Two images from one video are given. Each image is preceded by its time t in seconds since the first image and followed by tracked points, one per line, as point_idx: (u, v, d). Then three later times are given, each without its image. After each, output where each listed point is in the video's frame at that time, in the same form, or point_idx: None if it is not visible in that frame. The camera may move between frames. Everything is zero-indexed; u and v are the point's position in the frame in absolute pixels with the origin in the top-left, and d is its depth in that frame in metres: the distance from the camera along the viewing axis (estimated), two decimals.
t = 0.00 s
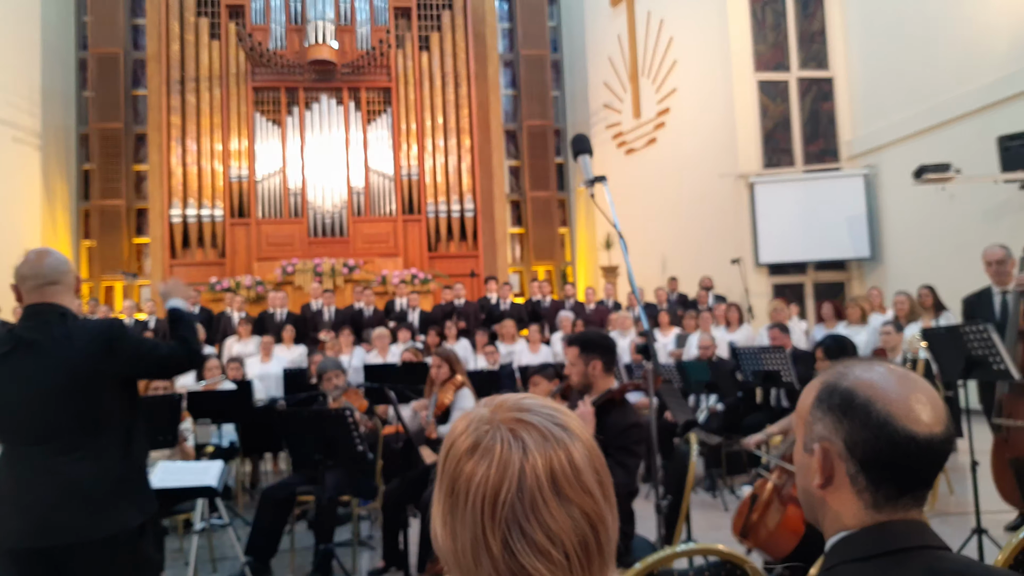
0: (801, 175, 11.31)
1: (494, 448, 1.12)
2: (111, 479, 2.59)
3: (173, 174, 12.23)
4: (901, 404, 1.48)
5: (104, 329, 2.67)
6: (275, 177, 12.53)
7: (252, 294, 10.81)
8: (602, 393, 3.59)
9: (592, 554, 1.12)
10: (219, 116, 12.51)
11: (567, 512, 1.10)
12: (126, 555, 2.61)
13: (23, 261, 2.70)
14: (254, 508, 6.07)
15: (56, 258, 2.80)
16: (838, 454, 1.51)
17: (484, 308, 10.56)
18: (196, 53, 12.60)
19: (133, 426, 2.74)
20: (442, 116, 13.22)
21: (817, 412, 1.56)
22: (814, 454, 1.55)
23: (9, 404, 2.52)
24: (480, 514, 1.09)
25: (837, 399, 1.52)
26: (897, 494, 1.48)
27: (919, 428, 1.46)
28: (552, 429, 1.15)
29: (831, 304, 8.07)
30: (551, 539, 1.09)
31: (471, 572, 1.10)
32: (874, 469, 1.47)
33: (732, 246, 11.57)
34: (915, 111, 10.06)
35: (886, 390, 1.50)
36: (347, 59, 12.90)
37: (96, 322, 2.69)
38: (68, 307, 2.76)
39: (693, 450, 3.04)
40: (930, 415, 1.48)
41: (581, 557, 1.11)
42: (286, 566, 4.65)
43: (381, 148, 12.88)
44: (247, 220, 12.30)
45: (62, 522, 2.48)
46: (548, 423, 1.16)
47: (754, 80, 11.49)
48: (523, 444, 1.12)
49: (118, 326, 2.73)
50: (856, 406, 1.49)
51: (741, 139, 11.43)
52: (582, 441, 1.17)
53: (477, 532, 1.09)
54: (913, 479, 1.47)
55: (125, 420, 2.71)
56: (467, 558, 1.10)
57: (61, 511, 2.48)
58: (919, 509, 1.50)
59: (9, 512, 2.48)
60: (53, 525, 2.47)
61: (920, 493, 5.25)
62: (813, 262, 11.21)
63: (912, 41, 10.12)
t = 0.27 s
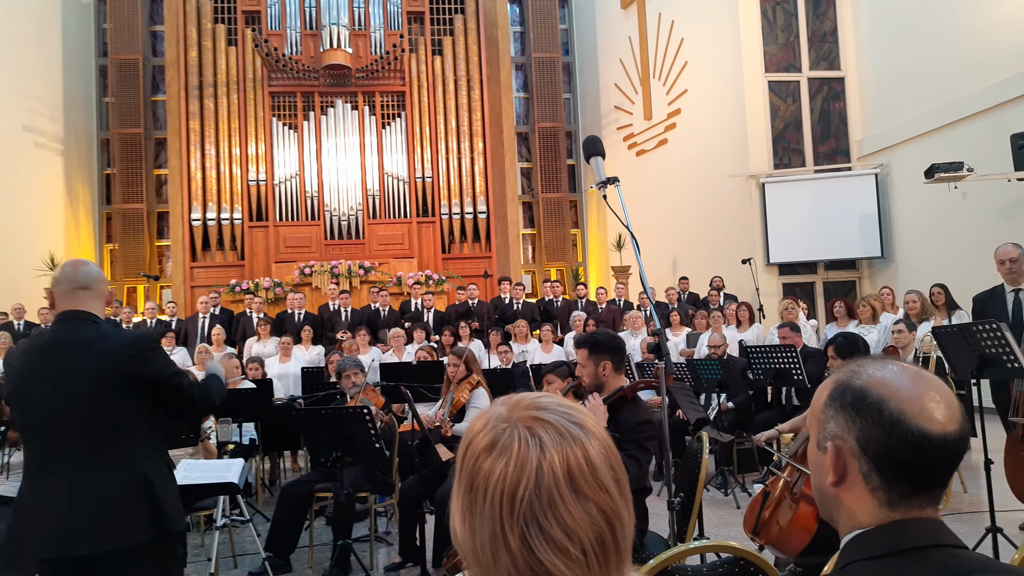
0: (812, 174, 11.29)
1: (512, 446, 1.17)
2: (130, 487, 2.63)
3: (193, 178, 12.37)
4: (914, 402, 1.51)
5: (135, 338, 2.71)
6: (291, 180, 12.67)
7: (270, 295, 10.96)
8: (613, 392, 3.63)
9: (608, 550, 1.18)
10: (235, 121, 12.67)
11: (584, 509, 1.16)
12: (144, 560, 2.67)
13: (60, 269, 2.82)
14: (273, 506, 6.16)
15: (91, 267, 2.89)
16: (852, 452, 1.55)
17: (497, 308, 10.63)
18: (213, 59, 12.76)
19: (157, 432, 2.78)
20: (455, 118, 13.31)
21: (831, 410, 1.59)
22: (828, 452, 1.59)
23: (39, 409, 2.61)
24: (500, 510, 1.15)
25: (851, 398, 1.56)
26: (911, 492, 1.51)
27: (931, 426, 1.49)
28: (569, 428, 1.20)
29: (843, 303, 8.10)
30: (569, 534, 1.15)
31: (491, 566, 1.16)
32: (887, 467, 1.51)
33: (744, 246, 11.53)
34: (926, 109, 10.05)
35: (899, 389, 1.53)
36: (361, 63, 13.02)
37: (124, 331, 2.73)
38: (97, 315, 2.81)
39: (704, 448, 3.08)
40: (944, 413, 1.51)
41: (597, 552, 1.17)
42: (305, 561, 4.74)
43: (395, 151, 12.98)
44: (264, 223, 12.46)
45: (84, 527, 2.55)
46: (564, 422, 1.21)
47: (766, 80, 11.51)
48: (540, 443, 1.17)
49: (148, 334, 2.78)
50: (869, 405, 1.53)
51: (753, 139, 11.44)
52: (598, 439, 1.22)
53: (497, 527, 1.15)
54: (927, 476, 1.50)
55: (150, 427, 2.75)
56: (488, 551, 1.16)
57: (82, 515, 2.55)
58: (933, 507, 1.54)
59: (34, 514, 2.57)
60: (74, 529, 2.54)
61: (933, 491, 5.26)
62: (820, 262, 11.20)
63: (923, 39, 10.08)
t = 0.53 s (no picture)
0: (827, 173, 11.24)
1: (532, 445, 1.18)
2: (150, 489, 2.68)
3: (210, 179, 12.46)
4: (934, 403, 1.50)
5: (165, 342, 2.76)
6: (307, 182, 12.73)
7: (287, 295, 11.06)
8: (629, 392, 3.64)
9: (629, 550, 1.19)
10: (252, 124, 12.76)
11: (605, 509, 1.17)
12: (162, 560, 2.72)
13: (100, 272, 2.88)
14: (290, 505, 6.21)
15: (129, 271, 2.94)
16: (871, 452, 1.54)
17: (512, 308, 10.65)
18: (230, 62, 12.86)
19: (181, 435, 2.82)
20: (470, 119, 13.32)
21: (850, 411, 1.59)
22: (847, 453, 1.59)
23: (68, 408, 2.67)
24: (520, 509, 1.16)
25: (870, 398, 1.55)
26: (932, 492, 1.50)
27: (951, 426, 1.49)
28: (589, 427, 1.21)
29: (860, 303, 8.06)
30: (590, 534, 1.16)
31: (511, 565, 1.17)
32: (907, 468, 1.50)
33: (759, 245, 11.47)
34: (942, 108, 9.99)
35: (919, 389, 1.52)
36: (376, 65, 13.05)
37: (154, 334, 2.79)
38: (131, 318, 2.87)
39: (722, 448, 3.08)
40: (965, 413, 1.50)
41: (618, 552, 1.18)
42: (321, 560, 4.77)
43: (410, 153, 13.01)
44: (281, 224, 12.54)
45: (106, 525, 2.61)
46: (585, 422, 1.22)
47: (781, 79, 11.46)
48: (561, 442, 1.18)
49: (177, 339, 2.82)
50: (888, 405, 1.52)
51: (768, 138, 11.39)
52: (618, 439, 1.23)
53: (518, 525, 1.16)
54: (946, 477, 1.49)
55: (174, 429, 2.80)
56: (509, 550, 1.17)
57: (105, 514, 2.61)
58: (955, 508, 1.52)
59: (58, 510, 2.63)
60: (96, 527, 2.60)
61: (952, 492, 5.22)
62: (835, 261, 11.14)
63: (940, 37, 10.00)
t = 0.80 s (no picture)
0: (843, 170, 11.16)
1: (550, 445, 1.18)
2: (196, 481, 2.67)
3: (226, 181, 12.54)
4: (954, 400, 1.48)
5: (203, 339, 2.77)
6: (321, 183, 12.80)
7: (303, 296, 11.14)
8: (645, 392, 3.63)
9: (648, 550, 1.19)
10: (267, 125, 12.84)
11: (623, 508, 1.17)
12: (205, 552, 2.72)
13: (134, 264, 2.86)
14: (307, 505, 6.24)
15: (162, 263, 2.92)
16: (890, 451, 1.52)
17: (526, 308, 10.64)
18: (244, 65, 12.95)
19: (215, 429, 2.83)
20: (483, 119, 13.32)
21: (869, 409, 1.57)
22: (866, 451, 1.57)
23: (110, 402, 2.62)
24: (539, 509, 1.15)
25: (888, 396, 1.54)
26: (952, 491, 1.48)
27: (971, 424, 1.46)
28: (607, 426, 1.20)
29: (878, 301, 7.98)
30: (608, 532, 1.15)
31: (530, 564, 1.17)
32: (926, 466, 1.48)
33: (775, 243, 11.39)
34: (961, 103, 9.88)
35: (938, 386, 1.50)
36: (389, 66, 13.10)
37: (194, 331, 2.79)
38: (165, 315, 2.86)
39: (739, 447, 3.06)
40: (987, 410, 1.47)
41: (637, 551, 1.17)
42: (338, 559, 4.79)
43: (423, 153, 13.04)
44: (296, 225, 12.61)
45: (154, 518, 2.58)
46: (603, 421, 1.21)
47: (796, 76, 11.39)
48: (579, 441, 1.18)
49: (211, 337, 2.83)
50: (906, 403, 1.51)
51: (783, 136, 11.32)
52: (637, 438, 1.22)
53: (536, 525, 1.15)
54: (968, 475, 1.47)
55: (211, 424, 2.81)
56: (528, 550, 1.16)
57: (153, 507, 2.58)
58: (978, 507, 1.50)
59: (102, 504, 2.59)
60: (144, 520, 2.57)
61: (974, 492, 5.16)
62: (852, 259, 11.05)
63: (958, 32, 9.89)
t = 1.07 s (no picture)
0: (864, 166, 11.07)
1: (572, 443, 1.18)
2: (247, 486, 2.72)
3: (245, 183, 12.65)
4: (977, 398, 1.46)
5: (258, 346, 2.81)
6: (339, 184, 12.87)
7: (321, 296, 11.25)
8: (663, 391, 3.62)
9: (670, 548, 1.18)
10: (285, 127, 12.93)
11: (645, 506, 1.16)
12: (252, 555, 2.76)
13: (179, 265, 2.87)
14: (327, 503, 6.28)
15: (206, 264, 2.91)
16: (909, 449, 1.50)
17: (544, 307, 10.63)
18: (263, 67, 13.05)
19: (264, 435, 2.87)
20: (499, 119, 13.34)
21: (890, 407, 1.56)
22: (886, 449, 1.56)
23: (166, 405, 2.67)
24: (561, 507, 1.15)
25: (908, 394, 1.52)
26: (975, 491, 1.45)
27: (992, 422, 1.44)
28: (629, 425, 1.20)
29: (900, 299, 7.90)
30: (630, 531, 1.15)
31: (553, 562, 1.17)
32: (946, 464, 1.46)
33: (795, 240, 11.29)
34: (984, 97, 9.73)
35: (960, 384, 1.48)
36: (406, 67, 13.13)
37: (248, 337, 2.82)
38: (215, 316, 2.88)
39: (760, 446, 3.04)
40: (1011, 408, 1.45)
41: (659, 550, 1.17)
42: (358, 558, 4.81)
43: (440, 153, 13.07)
44: (314, 226, 12.69)
45: (206, 522, 2.63)
46: (624, 420, 1.21)
47: (816, 71, 11.29)
48: (600, 440, 1.18)
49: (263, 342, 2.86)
50: (925, 401, 1.49)
51: (802, 132, 11.22)
52: (658, 437, 1.22)
53: (558, 524, 1.15)
54: (991, 474, 1.44)
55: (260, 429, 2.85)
56: (549, 549, 1.17)
57: (205, 511, 2.63)
58: (1004, 506, 1.47)
59: (153, 506, 2.64)
60: (197, 523, 2.62)
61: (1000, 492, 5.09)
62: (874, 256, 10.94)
63: (981, 25, 9.75)
